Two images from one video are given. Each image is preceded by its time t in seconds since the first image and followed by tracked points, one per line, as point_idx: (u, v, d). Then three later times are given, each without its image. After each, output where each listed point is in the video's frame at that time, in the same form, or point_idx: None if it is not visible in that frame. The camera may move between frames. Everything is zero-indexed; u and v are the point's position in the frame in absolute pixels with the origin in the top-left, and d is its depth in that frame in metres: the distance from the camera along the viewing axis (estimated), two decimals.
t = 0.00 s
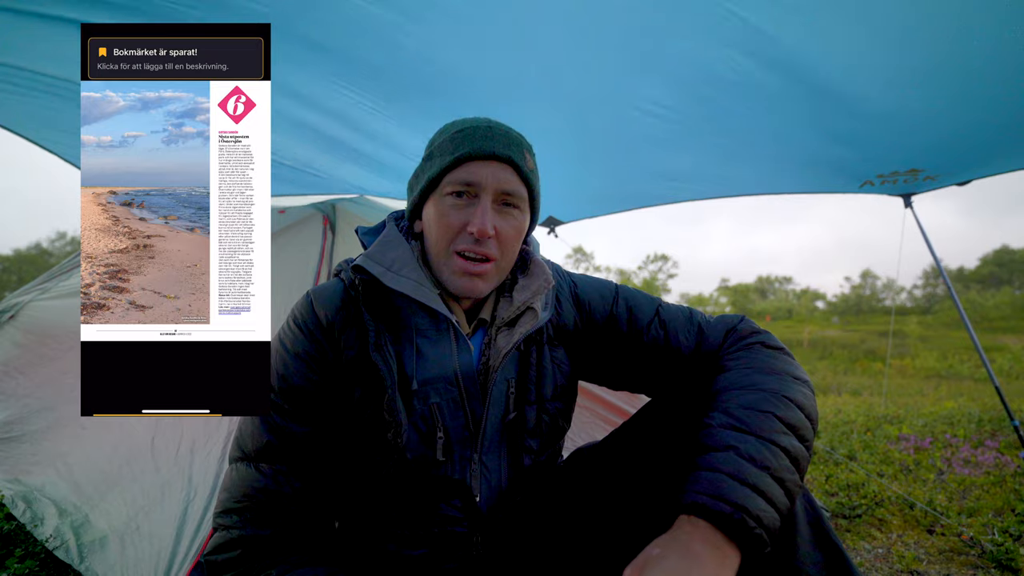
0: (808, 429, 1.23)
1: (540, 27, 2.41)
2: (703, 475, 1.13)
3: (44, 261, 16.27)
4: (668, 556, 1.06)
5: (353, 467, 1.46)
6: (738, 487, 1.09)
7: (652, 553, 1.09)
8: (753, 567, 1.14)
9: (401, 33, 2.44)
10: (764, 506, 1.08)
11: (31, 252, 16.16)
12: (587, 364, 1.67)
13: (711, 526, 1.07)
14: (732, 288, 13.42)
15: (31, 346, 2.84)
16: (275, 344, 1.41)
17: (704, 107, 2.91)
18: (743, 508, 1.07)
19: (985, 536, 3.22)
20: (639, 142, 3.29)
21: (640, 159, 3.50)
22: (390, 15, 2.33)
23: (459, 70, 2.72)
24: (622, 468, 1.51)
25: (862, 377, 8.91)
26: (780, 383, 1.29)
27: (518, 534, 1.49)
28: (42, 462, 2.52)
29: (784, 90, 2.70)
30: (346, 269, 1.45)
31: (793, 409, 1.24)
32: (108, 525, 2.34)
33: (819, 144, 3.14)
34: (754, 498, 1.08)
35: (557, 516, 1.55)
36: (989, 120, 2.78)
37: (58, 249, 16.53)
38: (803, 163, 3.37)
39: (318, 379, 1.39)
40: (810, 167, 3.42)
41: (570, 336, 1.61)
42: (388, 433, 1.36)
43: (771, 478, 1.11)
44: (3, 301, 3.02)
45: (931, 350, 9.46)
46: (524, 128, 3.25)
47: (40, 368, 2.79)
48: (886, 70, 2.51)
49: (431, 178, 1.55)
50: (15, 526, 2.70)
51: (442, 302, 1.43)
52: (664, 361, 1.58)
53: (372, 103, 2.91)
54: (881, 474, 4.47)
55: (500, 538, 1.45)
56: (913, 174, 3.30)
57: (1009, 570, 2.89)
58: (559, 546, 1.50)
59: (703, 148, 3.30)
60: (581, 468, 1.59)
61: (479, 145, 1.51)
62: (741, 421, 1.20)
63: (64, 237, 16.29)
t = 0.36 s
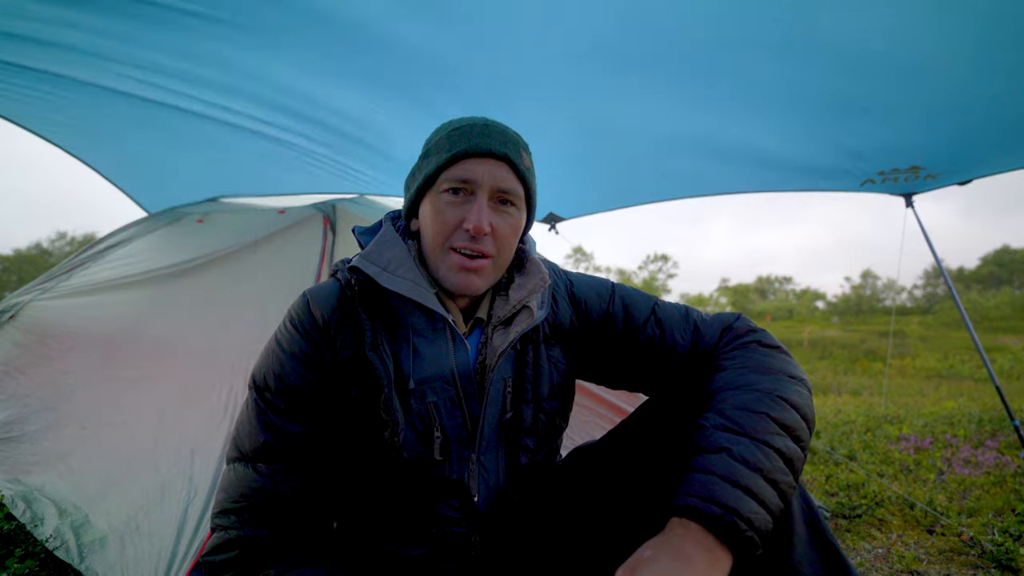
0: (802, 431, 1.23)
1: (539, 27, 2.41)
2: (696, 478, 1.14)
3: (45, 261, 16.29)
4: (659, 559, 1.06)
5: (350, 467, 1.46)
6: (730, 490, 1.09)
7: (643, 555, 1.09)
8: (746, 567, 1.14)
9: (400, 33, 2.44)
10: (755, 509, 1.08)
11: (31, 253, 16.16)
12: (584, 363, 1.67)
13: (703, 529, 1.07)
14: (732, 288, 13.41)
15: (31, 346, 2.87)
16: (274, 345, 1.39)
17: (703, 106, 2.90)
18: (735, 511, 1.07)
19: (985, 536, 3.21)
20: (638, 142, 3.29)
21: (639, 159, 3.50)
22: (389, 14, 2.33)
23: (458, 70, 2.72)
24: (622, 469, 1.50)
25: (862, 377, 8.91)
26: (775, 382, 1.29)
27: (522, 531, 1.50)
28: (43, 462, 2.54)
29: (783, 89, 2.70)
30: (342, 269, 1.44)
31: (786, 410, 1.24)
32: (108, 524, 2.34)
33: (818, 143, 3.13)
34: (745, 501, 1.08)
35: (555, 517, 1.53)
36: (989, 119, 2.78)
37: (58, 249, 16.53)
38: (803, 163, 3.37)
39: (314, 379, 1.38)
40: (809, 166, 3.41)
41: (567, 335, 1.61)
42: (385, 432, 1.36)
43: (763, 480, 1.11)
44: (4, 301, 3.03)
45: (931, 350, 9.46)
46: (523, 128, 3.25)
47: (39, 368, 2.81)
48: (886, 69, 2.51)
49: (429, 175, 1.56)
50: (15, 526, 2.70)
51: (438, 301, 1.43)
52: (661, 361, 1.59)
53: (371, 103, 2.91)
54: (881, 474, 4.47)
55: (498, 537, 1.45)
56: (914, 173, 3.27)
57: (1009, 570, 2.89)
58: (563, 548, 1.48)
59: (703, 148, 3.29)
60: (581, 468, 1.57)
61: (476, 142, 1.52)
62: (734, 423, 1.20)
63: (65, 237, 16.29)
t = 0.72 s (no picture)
0: (806, 409, 1.24)
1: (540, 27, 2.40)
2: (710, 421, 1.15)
3: (44, 261, 16.28)
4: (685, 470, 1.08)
5: (350, 466, 1.46)
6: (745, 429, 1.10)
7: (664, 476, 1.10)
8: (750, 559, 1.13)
9: (400, 33, 2.44)
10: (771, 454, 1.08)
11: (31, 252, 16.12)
12: (586, 366, 1.68)
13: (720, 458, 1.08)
14: (733, 288, 13.41)
15: (31, 346, 2.86)
16: (274, 346, 1.40)
17: (703, 105, 2.90)
18: (751, 446, 1.07)
19: (985, 536, 3.21)
20: (638, 142, 3.29)
21: (639, 159, 3.50)
22: (389, 15, 2.33)
23: (458, 70, 2.72)
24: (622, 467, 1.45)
25: (862, 377, 8.91)
26: (777, 367, 1.30)
27: (524, 530, 1.50)
28: (42, 462, 2.54)
29: (783, 89, 2.70)
30: (340, 268, 1.44)
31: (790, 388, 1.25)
32: (108, 524, 2.34)
33: (818, 142, 3.13)
34: (760, 444, 1.08)
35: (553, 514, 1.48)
36: (988, 118, 2.77)
37: (57, 248, 16.52)
38: (803, 162, 3.37)
39: (313, 379, 1.39)
40: (809, 166, 3.41)
41: (570, 337, 1.62)
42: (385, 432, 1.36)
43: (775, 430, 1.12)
44: (4, 300, 3.02)
45: (931, 351, 9.46)
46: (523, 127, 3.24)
47: (39, 368, 2.80)
48: (886, 69, 2.51)
49: (417, 178, 1.56)
50: (15, 526, 2.69)
51: (437, 301, 1.43)
52: (660, 361, 1.58)
53: (372, 103, 2.91)
54: (881, 474, 4.47)
55: (499, 537, 1.43)
56: (914, 172, 3.26)
57: (1010, 570, 2.90)
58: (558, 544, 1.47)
59: (703, 147, 3.29)
60: (578, 467, 1.51)
61: (460, 142, 1.52)
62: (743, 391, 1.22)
63: (65, 237, 16.28)
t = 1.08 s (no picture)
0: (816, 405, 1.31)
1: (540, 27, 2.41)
2: (756, 408, 1.14)
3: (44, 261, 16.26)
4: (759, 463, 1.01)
5: (353, 470, 1.46)
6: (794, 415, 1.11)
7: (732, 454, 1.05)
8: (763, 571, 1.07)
9: (401, 33, 2.44)
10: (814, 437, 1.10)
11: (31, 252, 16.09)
12: (592, 371, 1.68)
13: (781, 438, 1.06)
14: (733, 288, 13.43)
15: (30, 346, 2.86)
16: (278, 347, 1.40)
17: (703, 106, 2.91)
18: (802, 430, 1.08)
19: (985, 536, 3.22)
20: (639, 142, 3.29)
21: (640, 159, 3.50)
22: (389, 15, 2.33)
23: (459, 70, 2.73)
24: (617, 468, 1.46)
25: (862, 377, 8.92)
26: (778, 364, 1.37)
27: (529, 534, 1.49)
28: (42, 462, 2.54)
29: (783, 88, 2.71)
30: (347, 271, 1.45)
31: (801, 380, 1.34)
32: (110, 524, 2.35)
33: (819, 143, 3.13)
34: (807, 428, 1.10)
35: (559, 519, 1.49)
36: (988, 118, 2.77)
37: (57, 248, 16.50)
38: (803, 163, 3.37)
39: (318, 383, 1.38)
40: (810, 166, 3.41)
41: (578, 339, 1.61)
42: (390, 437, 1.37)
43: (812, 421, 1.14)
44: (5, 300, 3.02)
45: (930, 350, 9.47)
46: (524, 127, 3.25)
47: (38, 368, 2.80)
48: (885, 69, 2.51)
49: (452, 183, 1.52)
50: (15, 526, 2.69)
51: (444, 304, 1.42)
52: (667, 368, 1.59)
53: (372, 103, 2.91)
54: (881, 474, 4.47)
55: (501, 539, 1.44)
56: (913, 171, 3.24)
57: (1010, 570, 2.90)
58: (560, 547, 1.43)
59: (703, 148, 3.30)
60: (581, 467, 1.55)
61: (502, 147, 1.52)
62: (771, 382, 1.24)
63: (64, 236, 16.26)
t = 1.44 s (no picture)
0: (807, 428, 1.25)
1: (538, 27, 2.41)
2: (697, 480, 1.13)
3: (45, 261, 16.27)
4: (663, 569, 1.05)
5: (352, 468, 1.46)
6: (730, 494, 1.09)
7: (647, 562, 1.08)
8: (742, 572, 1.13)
9: (401, 33, 2.44)
10: (753, 512, 1.09)
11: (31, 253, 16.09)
12: (587, 364, 1.68)
13: (702, 531, 1.07)
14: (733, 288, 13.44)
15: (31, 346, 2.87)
16: (278, 346, 1.40)
17: (703, 105, 2.90)
18: (733, 514, 1.07)
19: (985, 536, 3.21)
20: (638, 142, 3.29)
21: (640, 159, 3.50)
22: (388, 14, 2.33)
23: (459, 70, 2.73)
24: (622, 466, 1.53)
25: (862, 377, 8.92)
26: (772, 377, 1.32)
27: (525, 533, 1.49)
28: (43, 462, 2.55)
29: (783, 88, 2.71)
30: (348, 269, 1.45)
31: (791, 400, 1.27)
32: (109, 525, 2.35)
33: (818, 142, 3.13)
34: (744, 505, 1.08)
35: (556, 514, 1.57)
36: (987, 118, 2.77)
37: (57, 249, 16.51)
38: (803, 162, 3.38)
39: (320, 381, 1.39)
40: (809, 166, 3.41)
41: (570, 337, 1.62)
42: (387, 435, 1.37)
43: (763, 485, 1.11)
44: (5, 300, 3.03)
45: (931, 350, 9.47)
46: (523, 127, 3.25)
47: (38, 368, 2.80)
48: (885, 68, 2.51)
49: (464, 179, 1.52)
50: (15, 526, 2.70)
51: (443, 303, 1.42)
52: (661, 361, 1.59)
53: (373, 103, 2.91)
54: (881, 474, 4.47)
55: (499, 539, 1.44)
56: (913, 170, 3.21)
57: (1010, 570, 2.90)
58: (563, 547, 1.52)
59: (703, 147, 3.30)
60: (582, 467, 1.61)
61: (516, 147, 1.53)
62: (737, 425, 1.20)
63: (65, 237, 16.28)
